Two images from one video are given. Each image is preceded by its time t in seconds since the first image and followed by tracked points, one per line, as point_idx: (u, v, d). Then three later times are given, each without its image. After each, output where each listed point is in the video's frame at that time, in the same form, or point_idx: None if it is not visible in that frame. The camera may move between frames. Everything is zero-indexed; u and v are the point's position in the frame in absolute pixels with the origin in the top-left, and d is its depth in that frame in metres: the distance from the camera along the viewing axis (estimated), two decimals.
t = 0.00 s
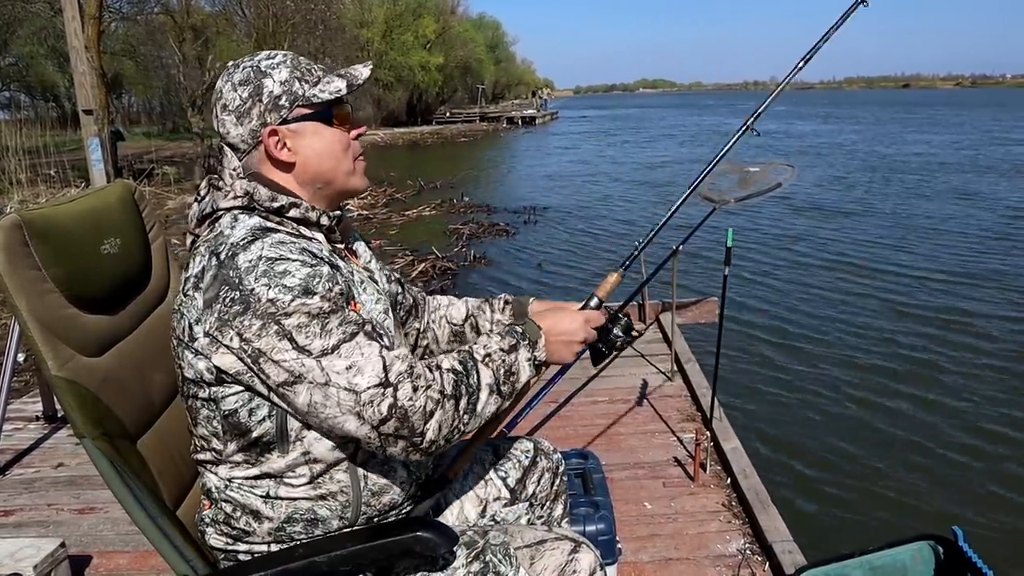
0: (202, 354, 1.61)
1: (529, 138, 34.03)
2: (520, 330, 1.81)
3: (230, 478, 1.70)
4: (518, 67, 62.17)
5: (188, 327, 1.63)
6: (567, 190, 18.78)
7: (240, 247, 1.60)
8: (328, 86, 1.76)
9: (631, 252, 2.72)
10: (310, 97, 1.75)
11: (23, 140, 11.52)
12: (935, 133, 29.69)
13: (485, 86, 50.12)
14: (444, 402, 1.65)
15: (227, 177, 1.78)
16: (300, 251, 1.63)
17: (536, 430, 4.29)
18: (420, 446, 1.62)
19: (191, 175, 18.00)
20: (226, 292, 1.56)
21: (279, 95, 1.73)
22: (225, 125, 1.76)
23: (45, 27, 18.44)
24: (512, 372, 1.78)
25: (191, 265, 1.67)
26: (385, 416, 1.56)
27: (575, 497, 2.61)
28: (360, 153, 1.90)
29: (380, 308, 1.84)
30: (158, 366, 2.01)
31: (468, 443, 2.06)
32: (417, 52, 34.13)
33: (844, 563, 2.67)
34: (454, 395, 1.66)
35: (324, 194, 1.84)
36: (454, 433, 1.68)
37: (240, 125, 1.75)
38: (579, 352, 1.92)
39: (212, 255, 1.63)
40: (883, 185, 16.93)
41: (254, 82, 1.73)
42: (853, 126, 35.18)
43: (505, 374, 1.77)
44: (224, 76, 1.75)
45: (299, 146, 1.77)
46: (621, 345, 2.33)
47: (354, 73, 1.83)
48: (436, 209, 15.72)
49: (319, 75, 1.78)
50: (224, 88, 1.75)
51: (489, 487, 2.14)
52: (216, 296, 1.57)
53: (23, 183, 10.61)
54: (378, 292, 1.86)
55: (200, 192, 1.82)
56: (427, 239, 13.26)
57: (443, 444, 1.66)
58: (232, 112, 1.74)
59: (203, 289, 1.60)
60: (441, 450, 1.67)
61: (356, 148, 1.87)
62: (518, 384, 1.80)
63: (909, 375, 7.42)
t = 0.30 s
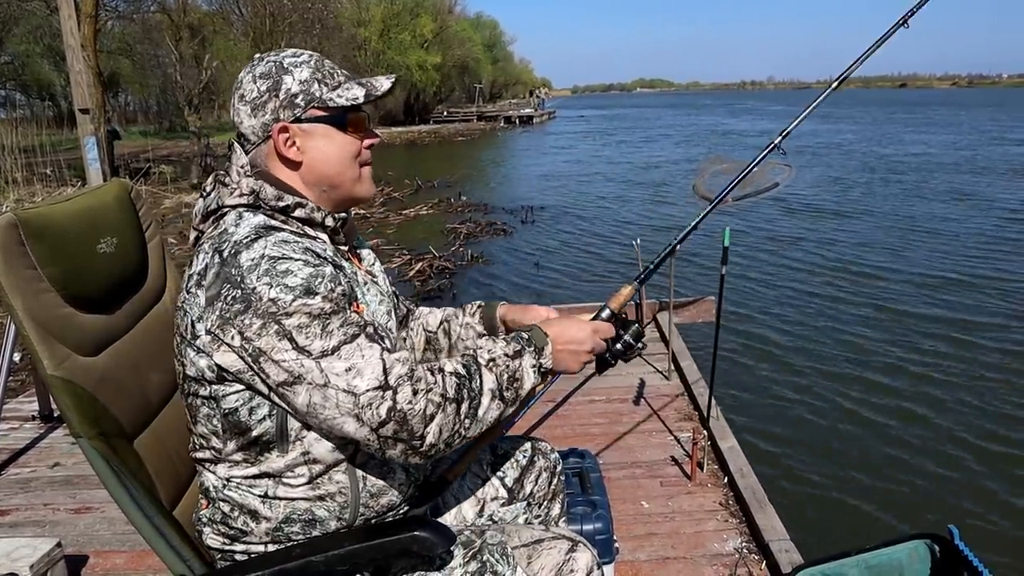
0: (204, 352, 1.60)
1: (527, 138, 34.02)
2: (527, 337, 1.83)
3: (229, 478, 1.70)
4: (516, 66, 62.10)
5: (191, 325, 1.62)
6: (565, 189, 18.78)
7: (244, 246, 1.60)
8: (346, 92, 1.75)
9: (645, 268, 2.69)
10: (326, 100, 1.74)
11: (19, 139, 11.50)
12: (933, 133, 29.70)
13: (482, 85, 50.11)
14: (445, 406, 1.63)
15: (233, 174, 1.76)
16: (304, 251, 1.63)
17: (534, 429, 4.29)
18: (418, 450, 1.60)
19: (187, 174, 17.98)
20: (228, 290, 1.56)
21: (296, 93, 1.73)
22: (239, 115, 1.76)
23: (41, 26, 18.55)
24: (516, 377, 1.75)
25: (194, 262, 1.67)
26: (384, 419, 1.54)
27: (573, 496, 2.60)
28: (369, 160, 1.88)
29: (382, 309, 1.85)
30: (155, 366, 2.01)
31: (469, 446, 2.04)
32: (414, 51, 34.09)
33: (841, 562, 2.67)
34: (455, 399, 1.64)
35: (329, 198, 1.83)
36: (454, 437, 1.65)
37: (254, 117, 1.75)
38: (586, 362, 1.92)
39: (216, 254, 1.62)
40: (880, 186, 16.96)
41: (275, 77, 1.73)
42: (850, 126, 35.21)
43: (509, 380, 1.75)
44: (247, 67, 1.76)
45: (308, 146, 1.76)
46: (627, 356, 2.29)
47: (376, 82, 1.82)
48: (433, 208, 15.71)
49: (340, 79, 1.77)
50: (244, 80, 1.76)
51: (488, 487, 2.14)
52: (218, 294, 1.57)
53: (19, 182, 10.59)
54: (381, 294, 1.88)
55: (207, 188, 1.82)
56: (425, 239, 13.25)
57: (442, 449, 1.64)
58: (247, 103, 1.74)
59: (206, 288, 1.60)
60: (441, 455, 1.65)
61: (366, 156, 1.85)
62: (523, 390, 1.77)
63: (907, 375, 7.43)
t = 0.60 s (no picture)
0: (202, 351, 1.60)
1: (527, 138, 34.02)
2: (519, 338, 1.80)
3: (228, 478, 1.70)
4: (516, 66, 62.09)
5: (190, 324, 1.62)
6: (566, 189, 18.78)
7: (244, 248, 1.59)
8: (360, 99, 1.76)
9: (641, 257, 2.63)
10: (340, 104, 1.74)
11: (20, 139, 11.50)
12: (934, 133, 29.67)
13: (483, 85, 50.08)
14: (435, 414, 1.61)
15: (239, 174, 1.77)
16: (303, 255, 1.62)
17: (534, 429, 4.29)
18: (407, 460, 1.58)
19: (188, 174, 17.99)
20: (226, 291, 1.56)
21: (310, 93, 1.73)
22: (254, 109, 1.78)
23: (42, 26, 18.59)
24: (511, 383, 1.74)
25: (195, 262, 1.67)
26: (373, 427, 1.52)
27: (573, 495, 2.60)
28: (377, 169, 1.88)
29: (384, 314, 1.84)
30: (155, 366, 2.01)
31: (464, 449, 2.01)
32: (415, 51, 34.04)
33: (841, 562, 2.67)
34: (445, 406, 1.63)
35: (333, 202, 1.83)
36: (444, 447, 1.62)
37: (266, 113, 1.76)
38: (582, 358, 1.91)
39: (217, 254, 1.63)
40: (881, 186, 16.95)
41: (292, 76, 1.75)
42: (851, 125, 35.19)
43: (504, 386, 1.73)
44: (268, 65, 1.78)
45: (314, 147, 1.76)
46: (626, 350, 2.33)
47: (391, 94, 1.83)
48: (433, 208, 15.71)
49: (357, 86, 1.78)
50: (264, 76, 1.78)
51: (488, 487, 2.15)
52: (216, 295, 1.57)
53: (19, 182, 10.60)
54: (383, 296, 1.87)
55: (213, 186, 1.83)
56: (425, 238, 13.25)
57: (433, 459, 1.62)
58: (263, 98, 1.76)
59: (205, 288, 1.60)
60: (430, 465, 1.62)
61: (374, 164, 1.85)
62: (519, 394, 1.76)
63: (907, 375, 7.43)
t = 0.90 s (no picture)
0: (205, 354, 1.62)
1: (527, 138, 34.00)
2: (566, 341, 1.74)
3: (228, 478, 1.70)
4: (518, 66, 62.11)
5: (192, 328, 1.63)
6: (566, 189, 18.79)
7: (247, 252, 1.59)
8: (354, 97, 1.74)
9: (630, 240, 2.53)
10: (334, 103, 1.73)
11: (21, 138, 11.50)
12: (936, 133, 29.63)
13: (484, 84, 50.10)
14: (447, 412, 1.57)
15: (242, 176, 1.78)
16: (306, 258, 1.62)
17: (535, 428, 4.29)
18: (418, 457, 1.56)
19: (188, 174, 18.00)
20: (230, 296, 1.56)
21: (304, 94, 1.74)
22: (251, 112, 1.79)
23: (43, 25, 18.62)
24: (545, 387, 1.69)
25: (198, 265, 1.67)
26: (379, 426, 1.51)
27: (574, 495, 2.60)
28: (376, 167, 1.87)
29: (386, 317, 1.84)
30: (156, 366, 2.01)
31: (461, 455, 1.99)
32: (415, 51, 33.99)
33: (842, 563, 2.66)
34: (460, 405, 1.59)
35: (330, 200, 1.82)
36: (458, 447, 1.60)
37: (263, 115, 1.77)
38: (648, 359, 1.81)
39: (220, 258, 1.63)
40: (882, 187, 16.95)
41: (287, 77, 1.76)
42: (852, 125, 35.16)
43: (534, 389, 1.68)
44: (263, 68, 1.79)
45: (311, 147, 1.76)
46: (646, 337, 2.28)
47: (386, 90, 1.81)
48: (434, 208, 15.71)
49: (352, 84, 1.77)
50: (259, 78, 1.79)
51: (489, 486, 2.15)
52: (220, 299, 1.57)
53: (21, 182, 10.62)
54: (386, 297, 1.87)
55: (215, 185, 1.83)
56: (426, 238, 13.26)
57: (448, 459, 1.60)
58: (259, 100, 1.77)
59: (210, 292, 1.60)
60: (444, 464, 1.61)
61: (372, 161, 1.84)
62: (556, 403, 1.71)
63: (908, 376, 7.43)
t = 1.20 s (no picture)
0: (199, 358, 1.62)
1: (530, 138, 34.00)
2: (536, 333, 1.79)
3: (228, 480, 1.70)
4: (520, 67, 62.09)
5: (187, 331, 1.63)
6: (568, 189, 18.79)
7: (239, 255, 1.60)
8: (331, 89, 1.75)
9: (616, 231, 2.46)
10: (311, 99, 1.73)
11: (25, 139, 11.52)
12: (939, 133, 29.55)
13: (486, 85, 50.09)
14: (430, 421, 1.57)
15: (237, 177, 1.81)
16: (298, 261, 1.62)
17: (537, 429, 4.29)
18: (405, 468, 1.57)
19: (190, 175, 18.02)
20: (221, 299, 1.56)
21: (281, 96, 1.73)
22: (234, 123, 1.80)
23: (46, 27, 18.64)
24: (523, 382, 1.72)
25: (194, 268, 1.68)
26: (366, 438, 1.51)
27: (575, 496, 2.60)
28: (369, 157, 1.86)
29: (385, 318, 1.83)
30: (158, 365, 2.01)
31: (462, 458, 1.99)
32: (418, 52, 34.13)
33: (844, 563, 2.66)
34: (441, 413, 1.59)
35: (328, 198, 1.83)
36: (442, 454, 1.60)
37: (245, 124, 1.77)
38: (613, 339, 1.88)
39: (213, 260, 1.64)
40: (885, 187, 16.92)
41: (261, 82, 1.75)
42: (855, 126, 35.11)
43: (513, 387, 1.71)
44: (238, 79, 1.80)
45: (297, 147, 1.76)
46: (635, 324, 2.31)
47: (361, 77, 1.80)
48: (436, 208, 15.71)
49: (327, 77, 1.77)
50: (237, 90, 1.79)
51: (491, 486, 2.15)
52: (212, 302, 1.57)
53: (24, 183, 10.63)
54: (386, 298, 1.87)
55: (212, 189, 1.85)
56: (428, 239, 13.27)
57: (432, 467, 1.60)
58: (239, 111, 1.78)
59: (202, 296, 1.60)
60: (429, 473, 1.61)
61: (363, 151, 1.83)
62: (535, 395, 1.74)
63: (911, 376, 7.42)
